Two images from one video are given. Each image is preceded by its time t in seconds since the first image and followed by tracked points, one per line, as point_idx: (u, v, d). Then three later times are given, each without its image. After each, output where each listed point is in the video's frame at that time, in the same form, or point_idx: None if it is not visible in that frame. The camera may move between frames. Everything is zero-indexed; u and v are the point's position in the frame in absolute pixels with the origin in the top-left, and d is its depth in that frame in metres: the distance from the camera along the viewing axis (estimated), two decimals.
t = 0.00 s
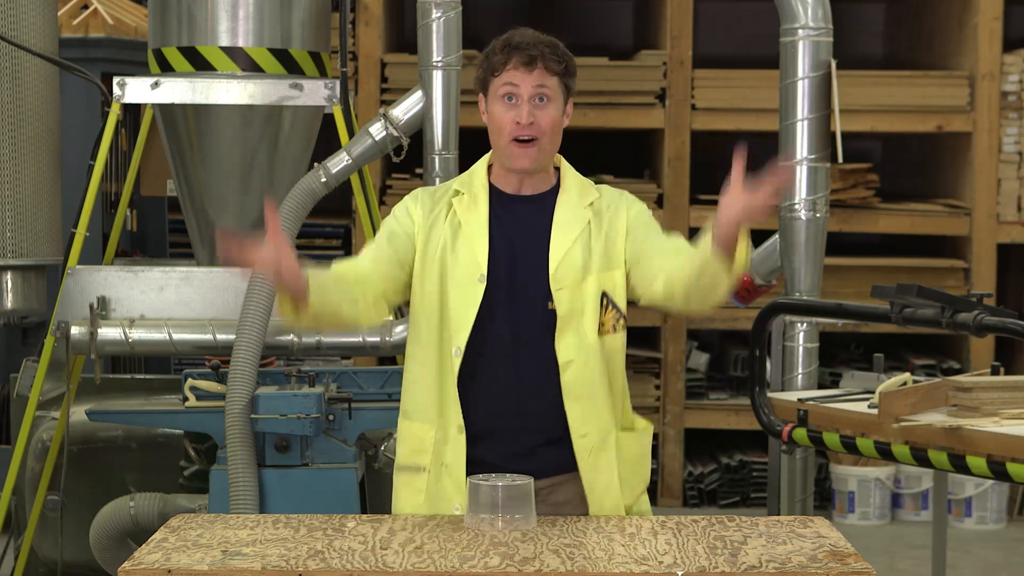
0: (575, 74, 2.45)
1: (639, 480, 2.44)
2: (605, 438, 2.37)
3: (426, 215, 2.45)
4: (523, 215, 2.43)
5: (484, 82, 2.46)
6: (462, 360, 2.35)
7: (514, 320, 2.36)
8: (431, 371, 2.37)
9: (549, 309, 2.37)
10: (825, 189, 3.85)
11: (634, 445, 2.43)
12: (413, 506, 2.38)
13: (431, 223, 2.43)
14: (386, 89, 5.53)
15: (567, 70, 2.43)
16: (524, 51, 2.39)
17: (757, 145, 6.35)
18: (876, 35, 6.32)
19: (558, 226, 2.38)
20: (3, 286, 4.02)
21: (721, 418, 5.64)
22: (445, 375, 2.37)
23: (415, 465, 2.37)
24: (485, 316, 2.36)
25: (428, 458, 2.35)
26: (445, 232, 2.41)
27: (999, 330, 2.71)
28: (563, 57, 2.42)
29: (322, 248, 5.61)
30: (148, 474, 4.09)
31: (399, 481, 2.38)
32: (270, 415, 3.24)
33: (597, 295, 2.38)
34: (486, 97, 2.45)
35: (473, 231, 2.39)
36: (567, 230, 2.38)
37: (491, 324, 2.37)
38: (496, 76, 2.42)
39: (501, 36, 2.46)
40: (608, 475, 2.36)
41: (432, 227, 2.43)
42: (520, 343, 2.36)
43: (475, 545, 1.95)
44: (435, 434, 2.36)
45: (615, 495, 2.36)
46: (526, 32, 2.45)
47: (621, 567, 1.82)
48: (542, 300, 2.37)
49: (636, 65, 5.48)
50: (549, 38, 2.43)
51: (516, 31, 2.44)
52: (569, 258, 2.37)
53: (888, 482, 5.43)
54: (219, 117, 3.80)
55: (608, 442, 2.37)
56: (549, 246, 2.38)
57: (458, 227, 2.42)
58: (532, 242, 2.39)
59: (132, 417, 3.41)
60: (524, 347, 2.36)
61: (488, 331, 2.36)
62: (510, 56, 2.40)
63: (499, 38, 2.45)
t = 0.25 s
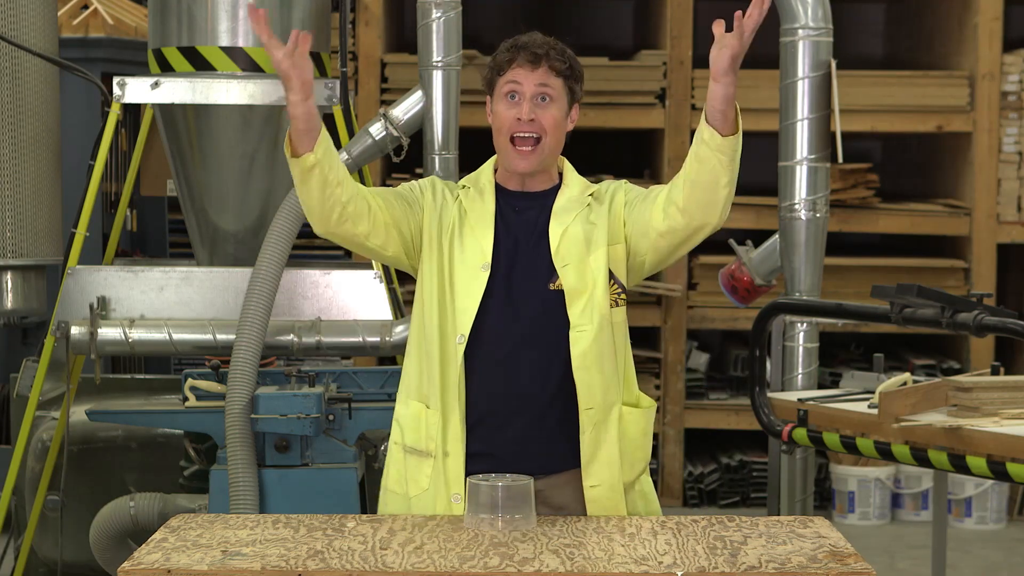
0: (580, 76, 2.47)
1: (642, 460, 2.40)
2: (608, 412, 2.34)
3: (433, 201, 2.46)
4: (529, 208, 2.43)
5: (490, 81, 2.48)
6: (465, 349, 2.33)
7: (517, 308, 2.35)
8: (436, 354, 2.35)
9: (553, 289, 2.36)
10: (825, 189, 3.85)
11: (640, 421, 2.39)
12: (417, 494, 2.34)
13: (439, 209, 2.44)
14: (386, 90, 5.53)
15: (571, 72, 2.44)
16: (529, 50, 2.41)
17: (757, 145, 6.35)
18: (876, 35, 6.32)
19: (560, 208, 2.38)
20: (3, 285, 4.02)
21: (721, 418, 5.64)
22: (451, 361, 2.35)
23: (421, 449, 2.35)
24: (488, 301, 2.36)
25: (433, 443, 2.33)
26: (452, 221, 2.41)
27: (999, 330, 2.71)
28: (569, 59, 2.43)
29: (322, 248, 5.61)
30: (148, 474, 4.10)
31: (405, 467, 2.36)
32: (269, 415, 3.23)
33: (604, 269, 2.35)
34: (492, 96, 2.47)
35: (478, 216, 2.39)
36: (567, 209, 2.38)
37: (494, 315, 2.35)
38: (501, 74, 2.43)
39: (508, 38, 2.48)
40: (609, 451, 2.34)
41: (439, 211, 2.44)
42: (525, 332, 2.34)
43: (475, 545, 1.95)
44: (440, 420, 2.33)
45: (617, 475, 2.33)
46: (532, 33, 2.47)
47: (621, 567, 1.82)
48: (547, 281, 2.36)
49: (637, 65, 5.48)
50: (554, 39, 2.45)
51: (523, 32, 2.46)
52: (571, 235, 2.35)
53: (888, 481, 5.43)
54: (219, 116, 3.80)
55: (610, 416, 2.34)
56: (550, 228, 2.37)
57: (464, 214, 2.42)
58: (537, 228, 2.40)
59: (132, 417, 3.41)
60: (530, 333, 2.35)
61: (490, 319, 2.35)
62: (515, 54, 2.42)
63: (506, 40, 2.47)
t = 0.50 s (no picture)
0: (582, 76, 2.48)
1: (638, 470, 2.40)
2: (605, 420, 2.33)
3: (434, 203, 2.45)
4: (530, 213, 2.42)
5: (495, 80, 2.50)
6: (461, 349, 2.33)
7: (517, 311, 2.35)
8: (435, 354, 2.34)
9: (553, 296, 2.36)
10: (825, 189, 3.85)
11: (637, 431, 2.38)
12: (416, 494, 2.34)
13: (438, 211, 2.44)
14: (386, 89, 5.53)
15: (573, 71, 2.46)
16: (532, 46, 2.43)
17: (757, 144, 6.35)
18: (876, 35, 6.32)
19: (562, 216, 2.37)
20: (3, 286, 4.02)
21: (720, 418, 5.64)
22: (450, 363, 2.35)
23: (419, 449, 2.34)
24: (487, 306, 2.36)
25: (432, 442, 2.32)
26: (452, 222, 2.41)
27: (999, 330, 2.71)
28: (571, 58, 2.45)
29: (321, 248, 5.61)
30: (148, 474, 4.10)
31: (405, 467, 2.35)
32: (269, 415, 3.23)
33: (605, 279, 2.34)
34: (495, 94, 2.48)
35: (479, 221, 2.38)
36: (568, 219, 2.37)
37: (494, 315, 2.35)
38: (504, 72, 2.45)
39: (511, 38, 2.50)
40: (606, 459, 2.33)
41: (439, 213, 2.43)
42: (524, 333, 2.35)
43: (475, 545, 1.95)
44: (439, 420, 2.32)
45: (613, 484, 2.33)
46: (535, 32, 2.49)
47: (621, 567, 1.82)
48: (547, 288, 2.36)
49: (636, 65, 5.48)
50: (557, 38, 2.47)
51: (527, 31, 2.48)
52: (572, 245, 2.35)
53: (888, 481, 5.43)
54: (219, 116, 3.79)
55: (607, 424, 2.34)
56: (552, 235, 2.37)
57: (464, 217, 2.41)
58: (538, 234, 2.39)
59: (132, 417, 3.41)
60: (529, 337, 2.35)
61: (489, 321, 2.36)
62: (518, 52, 2.44)
63: (509, 39, 2.49)
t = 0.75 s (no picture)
0: (582, 77, 2.49)
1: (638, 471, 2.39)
2: (604, 420, 2.33)
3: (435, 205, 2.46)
4: (529, 214, 2.43)
5: (496, 81, 2.51)
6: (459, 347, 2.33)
7: (512, 309, 2.35)
8: (432, 354, 2.34)
9: (550, 297, 2.36)
10: (825, 189, 3.85)
11: (638, 431, 2.38)
12: (414, 493, 2.33)
13: (438, 212, 2.44)
14: (386, 89, 5.53)
15: (573, 70, 2.47)
16: (532, 45, 2.45)
17: (757, 144, 6.35)
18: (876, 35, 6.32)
19: (559, 216, 2.37)
20: (3, 286, 4.02)
21: (720, 418, 5.64)
22: (448, 363, 2.35)
23: (416, 449, 2.34)
24: (484, 308, 2.36)
25: (429, 441, 2.32)
26: (452, 223, 2.41)
27: (1000, 330, 2.71)
28: (572, 58, 2.47)
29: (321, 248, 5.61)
30: (148, 474, 4.10)
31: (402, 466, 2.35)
32: (269, 415, 3.23)
33: (602, 281, 2.34)
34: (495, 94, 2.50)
35: (477, 223, 2.38)
36: (565, 220, 2.36)
37: (492, 313, 2.36)
38: (505, 71, 2.46)
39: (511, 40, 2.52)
40: (605, 460, 2.33)
41: (439, 215, 2.44)
42: (522, 331, 2.35)
43: (475, 545, 1.95)
44: (435, 420, 2.32)
45: (612, 485, 2.32)
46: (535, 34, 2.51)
47: (621, 567, 1.82)
48: (544, 288, 2.36)
49: (636, 65, 5.48)
50: (557, 39, 2.49)
51: (529, 32, 2.50)
52: (569, 246, 2.35)
53: (888, 481, 5.43)
54: (219, 116, 3.79)
55: (606, 426, 2.33)
56: (550, 237, 2.36)
57: (464, 217, 2.42)
58: (537, 235, 2.39)
59: (132, 417, 3.41)
60: (526, 335, 2.35)
61: (488, 320, 2.36)
62: (519, 51, 2.46)
63: (509, 41, 2.51)
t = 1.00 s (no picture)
0: (585, 77, 2.50)
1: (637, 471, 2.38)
2: (601, 420, 2.32)
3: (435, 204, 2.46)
4: (528, 214, 2.43)
5: (499, 80, 2.52)
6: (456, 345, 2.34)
7: (510, 309, 2.36)
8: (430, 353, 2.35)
9: (547, 296, 2.35)
10: (825, 189, 3.85)
11: (636, 431, 2.37)
12: (412, 492, 2.35)
13: (438, 211, 2.45)
14: (386, 89, 5.53)
15: (576, 70, 2.48)
16: (535, 44, 2.45)
17: (757, 144, 6.35)
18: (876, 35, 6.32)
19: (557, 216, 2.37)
20: (3, 286, 4.02)
21: (720, 418, 5.64)
22: (446, 363, 2.35)
23: (415, 448, 2.36)
24: (482, 308, 2.37)
25: (425, 440, 2.33)
26: (452, 223, 2.41)
27: (1000, 330, 2.71)
28: (574, 57, 2.48)
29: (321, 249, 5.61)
30: (148, 474, 4.10)
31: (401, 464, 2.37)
32: (269, 415, 3.23)
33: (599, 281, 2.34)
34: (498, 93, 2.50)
35: (476, 223, 2.39)
36: (563, 220, 2.36)
37: (490, 313, 2.36)
38: (508, 70, 2.47)
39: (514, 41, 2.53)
40: (603, 460, 2.33)
41: (438, 214, 2.44)
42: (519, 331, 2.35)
43: (475, 545, 1.95)
44: (432, 418, 2.33)
45: (610, 485, 2.32)
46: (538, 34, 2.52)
47: (621, 567, 1.82)
48: (541, 288, 2.36)
49: (636, 65, 5.48)
50: (560, 39, 2.49)
51: (532, 32, 2.51)
52: (567, 246, 2.35)
53: (888, 481, 5.43)
54: (219, 116, 3.79)
55: (604, 426, 2.33)
56: (548, 236, 2.37)
57: (464, 217, 2.42)
58: (535, 235, 2.39)
59: (132, 417, 3.41)
60: (523, 334, 2.35)
61: (485, 320, 2.36)
62: (522, 50, 2.46)
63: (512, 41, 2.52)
